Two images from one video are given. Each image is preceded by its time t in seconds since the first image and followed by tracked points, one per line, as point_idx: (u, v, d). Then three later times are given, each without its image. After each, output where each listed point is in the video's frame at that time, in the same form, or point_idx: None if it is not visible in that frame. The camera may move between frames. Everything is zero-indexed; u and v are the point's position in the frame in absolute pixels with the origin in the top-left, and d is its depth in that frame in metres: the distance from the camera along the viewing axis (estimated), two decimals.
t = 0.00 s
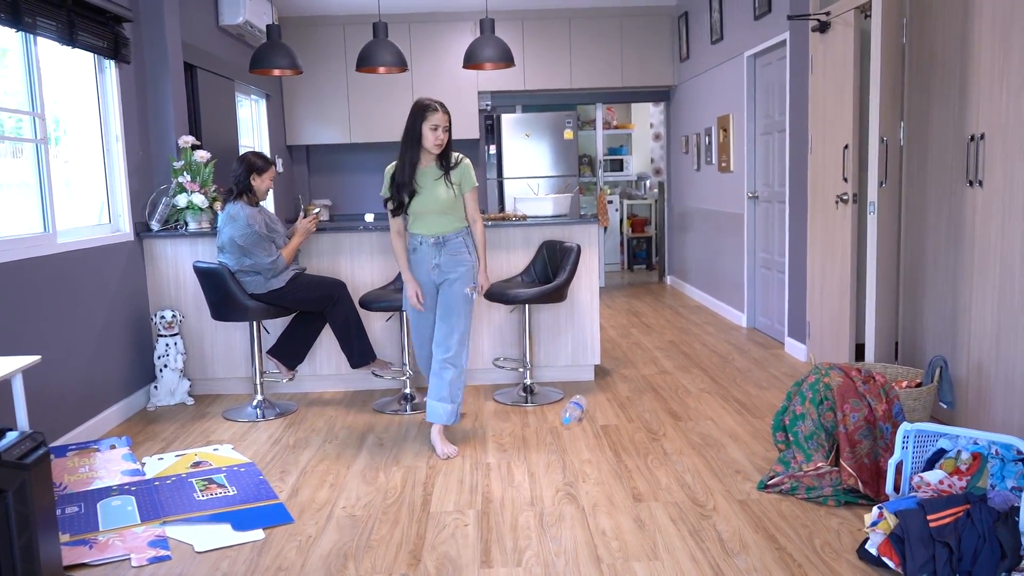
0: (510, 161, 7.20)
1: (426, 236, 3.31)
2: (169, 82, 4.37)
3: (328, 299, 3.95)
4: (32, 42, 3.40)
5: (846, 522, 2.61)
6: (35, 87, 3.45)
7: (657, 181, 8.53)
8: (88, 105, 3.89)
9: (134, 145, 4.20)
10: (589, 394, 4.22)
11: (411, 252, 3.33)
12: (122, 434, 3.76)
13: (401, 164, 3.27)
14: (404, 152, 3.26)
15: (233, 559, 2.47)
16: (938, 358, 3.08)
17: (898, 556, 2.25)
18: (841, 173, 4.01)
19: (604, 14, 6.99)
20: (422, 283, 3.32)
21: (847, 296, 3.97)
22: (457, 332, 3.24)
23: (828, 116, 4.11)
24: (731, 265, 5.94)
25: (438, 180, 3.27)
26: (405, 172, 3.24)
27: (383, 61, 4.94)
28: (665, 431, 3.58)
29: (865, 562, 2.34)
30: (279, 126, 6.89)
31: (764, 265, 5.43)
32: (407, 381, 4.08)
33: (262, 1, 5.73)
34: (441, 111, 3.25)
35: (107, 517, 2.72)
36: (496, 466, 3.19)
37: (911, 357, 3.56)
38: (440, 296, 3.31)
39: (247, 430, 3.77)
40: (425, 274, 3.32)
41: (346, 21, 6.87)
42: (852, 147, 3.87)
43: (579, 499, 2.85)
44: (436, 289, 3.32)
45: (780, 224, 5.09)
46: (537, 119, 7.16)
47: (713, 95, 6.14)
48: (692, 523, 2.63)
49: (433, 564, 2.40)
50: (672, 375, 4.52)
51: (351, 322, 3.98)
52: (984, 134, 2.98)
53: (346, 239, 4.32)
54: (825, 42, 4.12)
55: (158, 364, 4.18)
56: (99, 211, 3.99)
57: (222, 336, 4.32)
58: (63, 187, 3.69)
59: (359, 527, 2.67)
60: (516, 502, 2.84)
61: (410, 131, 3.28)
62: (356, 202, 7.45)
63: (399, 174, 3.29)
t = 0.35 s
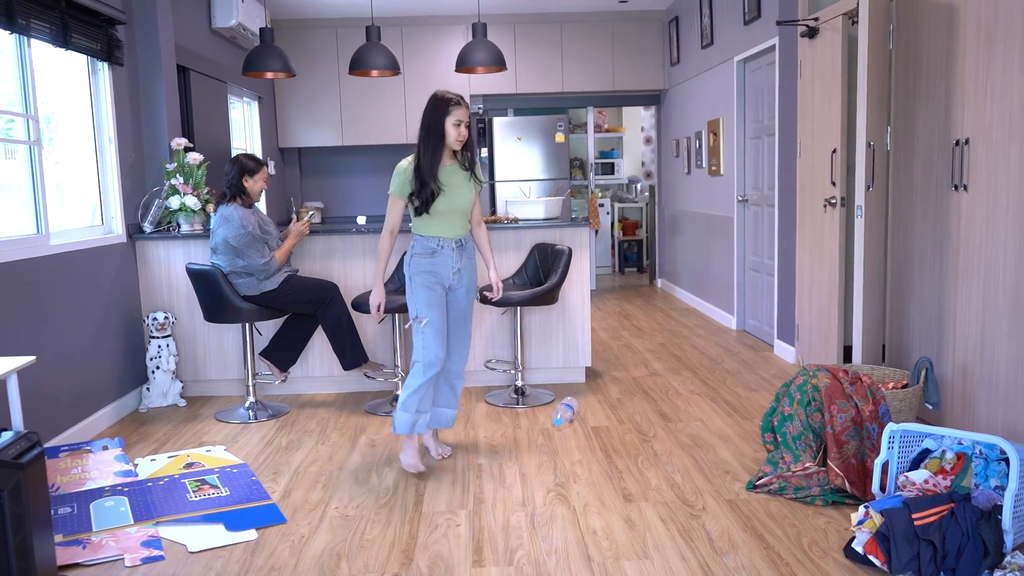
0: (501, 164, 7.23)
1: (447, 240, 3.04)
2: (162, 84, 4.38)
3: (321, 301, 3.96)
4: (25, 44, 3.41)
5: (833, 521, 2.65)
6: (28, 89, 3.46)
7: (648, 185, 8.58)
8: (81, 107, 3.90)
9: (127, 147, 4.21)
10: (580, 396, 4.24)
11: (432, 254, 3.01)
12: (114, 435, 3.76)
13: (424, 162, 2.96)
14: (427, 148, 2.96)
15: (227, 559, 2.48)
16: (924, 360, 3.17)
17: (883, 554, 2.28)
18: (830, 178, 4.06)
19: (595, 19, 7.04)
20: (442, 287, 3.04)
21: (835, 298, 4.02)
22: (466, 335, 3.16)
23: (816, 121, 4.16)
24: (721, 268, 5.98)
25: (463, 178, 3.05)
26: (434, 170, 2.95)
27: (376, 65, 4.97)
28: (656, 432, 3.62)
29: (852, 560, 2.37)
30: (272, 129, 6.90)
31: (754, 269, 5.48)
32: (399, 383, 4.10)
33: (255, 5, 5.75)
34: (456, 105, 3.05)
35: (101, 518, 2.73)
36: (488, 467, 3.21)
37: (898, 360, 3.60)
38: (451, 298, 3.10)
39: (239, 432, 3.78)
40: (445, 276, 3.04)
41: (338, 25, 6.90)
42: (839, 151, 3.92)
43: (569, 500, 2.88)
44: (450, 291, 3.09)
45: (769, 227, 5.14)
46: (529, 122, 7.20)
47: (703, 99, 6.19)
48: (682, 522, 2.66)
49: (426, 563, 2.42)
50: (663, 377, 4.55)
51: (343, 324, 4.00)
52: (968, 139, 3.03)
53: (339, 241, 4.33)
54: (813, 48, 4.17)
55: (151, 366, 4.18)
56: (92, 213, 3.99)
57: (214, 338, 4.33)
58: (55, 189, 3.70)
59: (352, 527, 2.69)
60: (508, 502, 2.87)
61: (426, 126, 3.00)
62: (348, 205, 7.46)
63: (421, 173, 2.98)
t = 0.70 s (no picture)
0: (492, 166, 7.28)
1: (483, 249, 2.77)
2: (155, 84, 4.41)
3: (311, 300, 4.00)
4: (19, 42, 3.43)
5: (812, 520, 2.70)
6: (21, 86, 3.48)
7: (637, 189, 8.63)
8: (74, 105, 3.92)
9: (119, 146, 4.23)
10: (567, 396, 4.30)
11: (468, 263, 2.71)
12: (103, 431, 3.78)
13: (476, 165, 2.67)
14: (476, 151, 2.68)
15: (216, 553, 2.51)
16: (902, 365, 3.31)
17: (860, 552, 2.34)
18: (815, 184, 4.13)
19: (586, 24, 7.10)
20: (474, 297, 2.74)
21: (819, 303, 4.08)
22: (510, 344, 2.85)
23: (802, 128, 4.23)
24: (708, 273, 6.05)
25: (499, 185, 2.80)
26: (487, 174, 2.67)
27: (368, 67, 5.00)
28: (641, 433, 3.67)
29: (829, 558, 2.43)
30: (263, 129, 6.92)
31: (740, 273, 5.55)
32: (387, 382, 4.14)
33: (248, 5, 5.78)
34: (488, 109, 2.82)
35: (90, 512, 2.76)
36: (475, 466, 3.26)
37: (878, 363, 3.67)
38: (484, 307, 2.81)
39: (228, 429, 3.81)
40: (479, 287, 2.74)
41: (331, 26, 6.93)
42: (824, 158, 3.99)
43: (555, 497, 2.93)
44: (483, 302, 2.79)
45: (756, 232, 5.20)
46: (519, 126, 7.31)
47: (692, 105, 6.26)
48: (664, 521, 2.71)
49: (413, 559, 2.46)
50: (649, 379, 4.61)
51: (333, 323, 4.03)
52: (949, 148, 3.10)
53: (329, 241, 4.37)
54: (800, 56, 4.24)
55: (140, 363, 4.19)
56: (83, 210, 4.01)
57: (204, 336, 4.36)
58: (47, 186, 3.71)
59: (340, 523, 2.73)
60: (494, 500, 2.91)
61: (466, 126, 2.70)
62: (338, 206, 7.48)
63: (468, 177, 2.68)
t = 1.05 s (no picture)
0: (470, 165, 7.31)
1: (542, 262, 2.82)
2: (133, 77, 4.40)
3: (287, 296, 4.03)
4: None
5: (776, 515, 2.78)
6: None
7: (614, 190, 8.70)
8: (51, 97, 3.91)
9: (96, 138, 4.22)
10: (541, 393, 4.36)
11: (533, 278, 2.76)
12: (76, 424, 3.78)
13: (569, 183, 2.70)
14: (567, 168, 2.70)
15: (189, 544, 2.54)
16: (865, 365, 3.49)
17: (820, 545, 2.40)
18: (786, 188, 4.21)
19: (566, 26, 7.17)
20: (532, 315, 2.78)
21: (788, 304, 4.17)
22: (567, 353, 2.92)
23: (775, 132, 4.31)
24: (682, 273, 6.14)
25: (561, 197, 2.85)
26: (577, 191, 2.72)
27: (348, 64, 5.02)
28: (612, 429, 3.73)
29: (791, 551, 2.51)
30: (241, 124, 6.91)
31: (713, 274, 5.63)
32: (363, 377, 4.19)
33: None
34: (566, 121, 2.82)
35: (63, 504, 2.77)
36: (448, 460, 3.30)
37: (844, 363, 3.76)
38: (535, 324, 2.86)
39: (203, 423, 3.82)
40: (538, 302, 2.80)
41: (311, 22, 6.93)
42: (795, 163, 4.07)
43: (526, 492, 2.98)
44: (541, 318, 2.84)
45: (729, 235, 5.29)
46: (498, 125, 7.31)
47: (669, 108, 6.34)
48: (633, 515, 2.77)
49: (385, 550, 2.50)
50: (622, 377, 4.68)
51: (309, 318, 4.07)
52: (913, 155, 3.19)
53: (306, 237, 4.39)
54: (773, 62, 4.33)
55: (114, 357, 4.20)
56: (59, 202, 4.00)
57: (180, 330, 4.36)
58: (22, 178, 3.70)
59: (314, 515, 2.76)
60: (467, 494, 2.96)
61: (557, 141, 2.71)
62: (316, 202, 7.48)
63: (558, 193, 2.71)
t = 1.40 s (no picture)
0: (433, 161, 7.30)
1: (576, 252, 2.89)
2: (89, 72, 4.33)
3: (249, 292, 4.00)
4: None
5: (734, 504, 2.84)
6: None
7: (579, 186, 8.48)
8: (5, 92, 3.84)
9: (51, 134, 4.14)
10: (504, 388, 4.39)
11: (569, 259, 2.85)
12: (33, 424, 3.72)
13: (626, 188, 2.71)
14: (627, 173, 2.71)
15: (150, 543, 2.52)
16: (821, 357, 3.52)
17: (776, 532, 2.46)
18: (745, 185, 4.29)
19: (529, 23, 7.20)
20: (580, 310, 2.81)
21: (747, 298, 4.25)
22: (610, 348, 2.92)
23: (734, 129, 4.38)
24: (645, 268, 6.21)
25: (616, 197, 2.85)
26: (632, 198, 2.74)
27: (310, 60, 5.00)
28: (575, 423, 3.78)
29: (749, 538, 2.56)
30: (202, 119, 6.83)
31: (675, 269, 5.71)
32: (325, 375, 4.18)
33: None
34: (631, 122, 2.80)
35: (19, 505, 2.73)
36: (412, 456, 3.31)
37: (801, 355, 3.85)
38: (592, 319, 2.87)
39: (163, 422, 3.78)
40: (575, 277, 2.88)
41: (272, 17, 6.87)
42: (753, 160, 4.15)
43: (489, 485, 3.00)
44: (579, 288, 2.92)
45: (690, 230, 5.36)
46: (462, 121, 7.27)
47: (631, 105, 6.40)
48: (594, 506, 2.82)
49: (348, 545, 2.51)
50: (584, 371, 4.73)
51: (272, 316, 4.05)
52: (866, 152, 3.27)
53: (268, 234, 4.36)
54: (732, 60, 4.40)
55: (72, 356, 4.12)
56: (13, 199, 3.93)
57: (139, 328, 4.31)
58: None
59: (277, 512, 2.76)
60: (430, 488, 2.97)
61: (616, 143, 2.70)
62: (278, 199, 7.42)
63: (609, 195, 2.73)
